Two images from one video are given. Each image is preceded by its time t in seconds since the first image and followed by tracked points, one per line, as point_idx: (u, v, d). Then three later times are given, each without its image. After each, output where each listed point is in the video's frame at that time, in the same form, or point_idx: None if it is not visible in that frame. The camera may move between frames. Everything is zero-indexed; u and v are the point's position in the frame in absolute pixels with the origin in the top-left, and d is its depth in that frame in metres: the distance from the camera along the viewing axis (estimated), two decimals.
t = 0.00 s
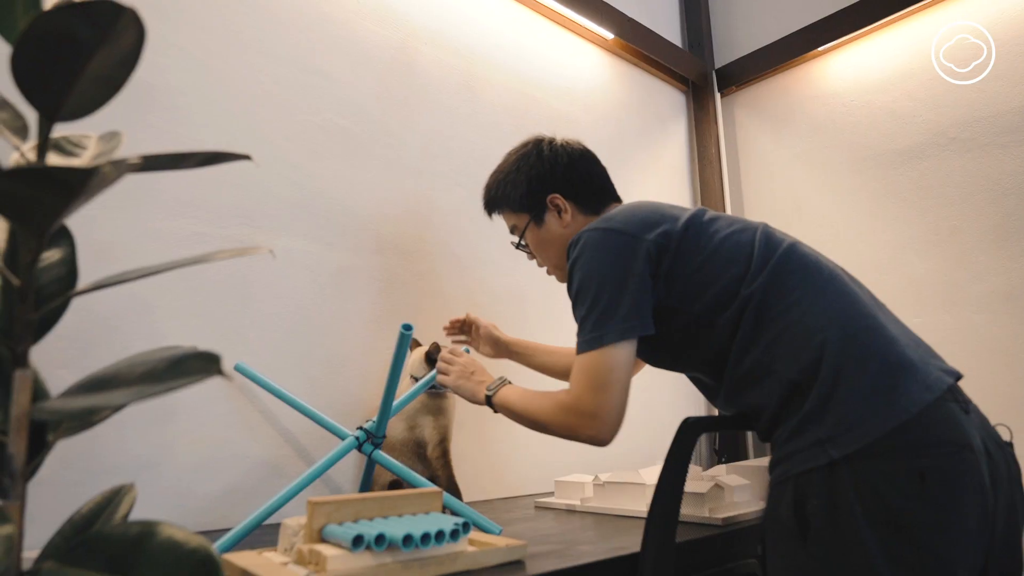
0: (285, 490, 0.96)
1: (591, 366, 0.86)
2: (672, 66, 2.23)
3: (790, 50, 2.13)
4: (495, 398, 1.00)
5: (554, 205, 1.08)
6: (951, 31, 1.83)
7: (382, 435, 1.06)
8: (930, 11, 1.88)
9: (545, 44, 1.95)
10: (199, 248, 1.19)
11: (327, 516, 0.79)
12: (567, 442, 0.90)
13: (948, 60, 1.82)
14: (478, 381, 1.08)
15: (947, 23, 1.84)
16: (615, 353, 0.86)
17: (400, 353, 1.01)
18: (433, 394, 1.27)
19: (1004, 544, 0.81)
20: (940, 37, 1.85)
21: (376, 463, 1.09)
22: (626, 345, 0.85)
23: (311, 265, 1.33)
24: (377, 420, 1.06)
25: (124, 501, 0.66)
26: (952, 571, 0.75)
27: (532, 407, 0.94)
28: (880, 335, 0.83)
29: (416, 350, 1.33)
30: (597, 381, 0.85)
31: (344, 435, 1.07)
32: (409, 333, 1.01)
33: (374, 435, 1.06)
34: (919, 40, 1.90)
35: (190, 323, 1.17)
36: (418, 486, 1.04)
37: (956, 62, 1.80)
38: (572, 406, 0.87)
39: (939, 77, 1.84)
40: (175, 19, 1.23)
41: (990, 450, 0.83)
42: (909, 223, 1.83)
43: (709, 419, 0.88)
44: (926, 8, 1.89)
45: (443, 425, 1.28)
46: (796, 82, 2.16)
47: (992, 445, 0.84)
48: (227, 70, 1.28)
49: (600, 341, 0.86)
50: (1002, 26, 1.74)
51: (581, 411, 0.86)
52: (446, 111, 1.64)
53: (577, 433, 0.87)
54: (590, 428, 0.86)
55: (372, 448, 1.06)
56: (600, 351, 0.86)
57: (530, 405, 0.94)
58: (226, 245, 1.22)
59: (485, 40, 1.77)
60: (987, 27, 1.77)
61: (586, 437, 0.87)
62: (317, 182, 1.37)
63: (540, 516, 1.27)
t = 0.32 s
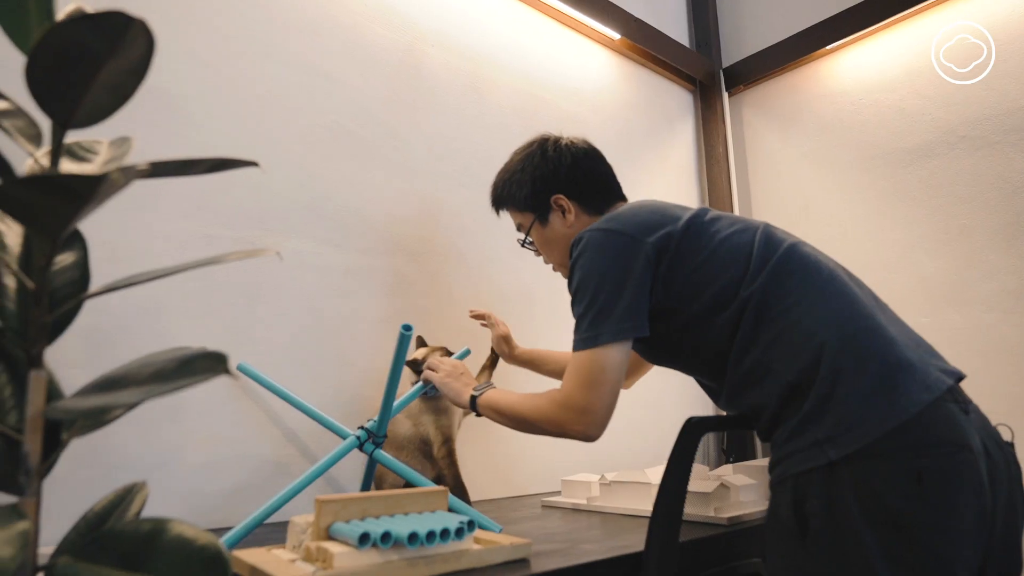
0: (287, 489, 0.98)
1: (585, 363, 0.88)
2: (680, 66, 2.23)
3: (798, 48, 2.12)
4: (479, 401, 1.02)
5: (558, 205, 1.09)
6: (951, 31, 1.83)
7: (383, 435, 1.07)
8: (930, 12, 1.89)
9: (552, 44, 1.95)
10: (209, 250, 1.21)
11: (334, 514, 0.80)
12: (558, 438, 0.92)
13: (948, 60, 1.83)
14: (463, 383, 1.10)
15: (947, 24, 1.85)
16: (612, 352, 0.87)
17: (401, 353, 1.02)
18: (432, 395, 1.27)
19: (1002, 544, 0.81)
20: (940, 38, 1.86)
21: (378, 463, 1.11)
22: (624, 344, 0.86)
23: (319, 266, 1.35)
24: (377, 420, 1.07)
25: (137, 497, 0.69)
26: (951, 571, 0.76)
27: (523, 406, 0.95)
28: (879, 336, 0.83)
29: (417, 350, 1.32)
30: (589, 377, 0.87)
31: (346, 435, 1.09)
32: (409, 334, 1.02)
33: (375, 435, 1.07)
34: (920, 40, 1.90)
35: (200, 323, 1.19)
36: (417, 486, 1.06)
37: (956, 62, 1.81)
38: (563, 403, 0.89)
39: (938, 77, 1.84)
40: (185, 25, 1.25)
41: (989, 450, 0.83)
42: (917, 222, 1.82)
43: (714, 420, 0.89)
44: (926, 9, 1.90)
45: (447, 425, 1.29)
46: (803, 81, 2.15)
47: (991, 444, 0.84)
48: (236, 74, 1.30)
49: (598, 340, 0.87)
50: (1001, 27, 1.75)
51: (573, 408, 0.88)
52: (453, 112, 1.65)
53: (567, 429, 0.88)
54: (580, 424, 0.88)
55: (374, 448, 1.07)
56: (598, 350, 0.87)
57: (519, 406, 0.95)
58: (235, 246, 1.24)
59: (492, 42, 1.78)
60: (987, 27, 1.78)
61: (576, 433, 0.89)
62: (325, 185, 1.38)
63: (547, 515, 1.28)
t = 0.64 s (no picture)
0: (301, 486, 1.00)
1: (596, 361, 0.88)
2: (691, 64, 2.22)
3: (811, 45, 2.10)
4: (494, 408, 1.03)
5: (567, 204, 1.09)
6: (951, 31, 1.84)
7: (394, 434, 1.08)
8: (931, 13, 1.90)
9: (561, 44, 1.96)
10: (223, 252, 1.23)
11: (346, 512, 0.81)
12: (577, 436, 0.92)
13: (948, 60, 1.84)
14: (478, 388, 1.11)
15: (947, 24, 1.86)
16: (625, 347, 0.86)
17: (409, 353, 1.03)
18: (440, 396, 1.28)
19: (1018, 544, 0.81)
20: (939, 38, 1.87)
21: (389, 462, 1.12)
22: (636, 340, 0.86)
23: (330, 267, 1.36)
24: (387, 419, 1.08)
25: (153, 496, 0.71)
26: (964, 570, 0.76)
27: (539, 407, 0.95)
28: (892, 334, 0.82)
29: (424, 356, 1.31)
30: (601, 374, 0.87)
31: (357, 433, 1.10)
32: (416, 333, 1.02)
33: (386, 433, 1.08)
34: (920, 41, 1.91)
35: (215, 324, 1.20)
36: (429, 484, 1.07)
37: (956, 62, 1.82)
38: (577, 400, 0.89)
39: (938, 77, 1.85)
40: (198, 30, 1.27)
41: (1004, 448, 0.83)
42: (931, 219, 1.81)
43: (724, 419, 0.90)
44: (927, 11, 1.91)
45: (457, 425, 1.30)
46: (815, 78, 2.14)
47: (1006, 444, 0.84)
48: (249, 78, 1.32)
49: (609, 335, 0.87)
50: (1001, 26, 1.75)
51: (587, 405, 0.88)
52: (463, 113, 1.66)
53: (584, 426, 0.89)
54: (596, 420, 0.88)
55: (385, 446, 1.08)
56: (610, 345, 0.87)
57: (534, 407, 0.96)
58: (249, 248, 1.26)
59: (502, 42, 1.79)
60: (988, 27, 1.78)
61: (594, 430, 0.89)
62: (336, 186, 1.40)
63: (558, 514, 1.28)
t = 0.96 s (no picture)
0: (312, 482, 1.01)
1: (636, 349, 0.85)
2: (702, 61, 2.21)
3: (824, 40, 2.08)
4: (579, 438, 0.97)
5: (574, 201, 1.09)
6: (951, 31, 1.85)
7: (404, 431, 1.09)
8: (932, 13, 1.91)
9: (572, 44, 1.96)
10: (236, 251, 1.25)
11: (355, 508, 0.82)
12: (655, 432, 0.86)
13: (948, 60, 1.84)
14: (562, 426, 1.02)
15: (948, 24, 1.86)
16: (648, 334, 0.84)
17: (417, 351, 1.03)
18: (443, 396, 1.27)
19: None
20: (939, 38, 1.88)
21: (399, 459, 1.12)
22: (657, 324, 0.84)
23: (341, 266, 1.37)
24: (397, 417, 1.09)
25: (164, 491, 0.72)
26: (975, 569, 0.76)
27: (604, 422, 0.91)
28: (905, 329, 0.82)
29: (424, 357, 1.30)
30: (643, 358, 0.84)
31: (367, 431, 1.11)
32: (424, 331, 1.03)
33: (396, 431, 1.09)
34: (921, 41, 1.92)
35: (227, 322, 1.22)
36: (438, 482, 1.07)
37: (956, 62, 1.82)
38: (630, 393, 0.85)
39: (938, 76, 1.86)
40: (211, 33, 1.29)
41: (1018, 446, 0.83)
42: (945, 216, 1.79)
43: (733, 417, 0.90)
44: (929, 10, 1.91)
45: (463, 421, 1.29)
46: (827, 75, 2.12)
47: (1020, 443, 0.84)
48: (261, 80, 1.34)
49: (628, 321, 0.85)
50: (1001, 26, 1.76)
51: (640, 392, 0.84)
52: (474, 112, 1.67)
53: (650, 417, 0.84)
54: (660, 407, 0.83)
55: (395, 444, 1.09)
56: (636, 330, 0.85)
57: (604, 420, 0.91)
58: (261, 247, 1.28)
59: (511, 42, 1.79)
60: (988, 27, 1.78)
61: (660, 418, 0.84)
62: (347, 186, 1.41)
63: (567, 512, 1.29)
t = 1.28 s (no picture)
0: (320, 480, 1.01)
1: (649, 361, 0.86)
2: (712, 58, 2.20)
3: (836, 35, 2.06)
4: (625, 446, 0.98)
5: (583, 202, 1.09)
6: (952, 31, 1.85)
7: (413, 428, 1.10)
8: (930, 14, 1.91)
9: (581, 42, 1.95)
10: (247, 251, 1.26)
11: (363, 505, 0.83)
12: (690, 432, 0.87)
13: (948, 60, 1.85)
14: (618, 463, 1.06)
15: (947, 24, 1.87)
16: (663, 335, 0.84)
17: (425, 348, 1.04)
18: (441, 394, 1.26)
19: None
20: (940, 38, 1.88)
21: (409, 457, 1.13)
22: (672, 325, 0.85)
23: (351, 265, 1.38)
24: (406, 415, 1.10)
25: (176, 487, 0.74)
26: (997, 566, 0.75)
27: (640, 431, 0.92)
28: (923, 324, 0.82)
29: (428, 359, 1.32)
30: (656, 369, 0.85)
31: (377, 428, 1.12)
32: (432, 329, 1.04)
33: (406, 428, 1.10)
34: (920, 41, 1.93)
35: (240, 321, 1.24)
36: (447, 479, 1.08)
37: (956, 62, 1.83)
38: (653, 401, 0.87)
39: (938, 76, 1.86)
40: (221, 35, 1.31)
41: None
42: (959, 212, 1.77)
43: (745, 415, 0.89)
44: (928, 11, 1.92)
45: (464, 423, 1.27)
46: (838, 71, 2.11)
47: None
48: (272, 82, 1.35)
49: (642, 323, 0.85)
50: (1000, 25, 1.76)
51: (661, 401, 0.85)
52: (482, 112, 1.67)
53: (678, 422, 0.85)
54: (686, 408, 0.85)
55: (405, 441, 1.10)
56: (651, 333, 0.85)
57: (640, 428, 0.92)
58: (273, 246, 1.29)
59: (520, 41, 1.80)
60: (988, 27, 1.78)
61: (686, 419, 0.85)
62: (357, 186, 1.42)
63: (578, 510, 1.29)
